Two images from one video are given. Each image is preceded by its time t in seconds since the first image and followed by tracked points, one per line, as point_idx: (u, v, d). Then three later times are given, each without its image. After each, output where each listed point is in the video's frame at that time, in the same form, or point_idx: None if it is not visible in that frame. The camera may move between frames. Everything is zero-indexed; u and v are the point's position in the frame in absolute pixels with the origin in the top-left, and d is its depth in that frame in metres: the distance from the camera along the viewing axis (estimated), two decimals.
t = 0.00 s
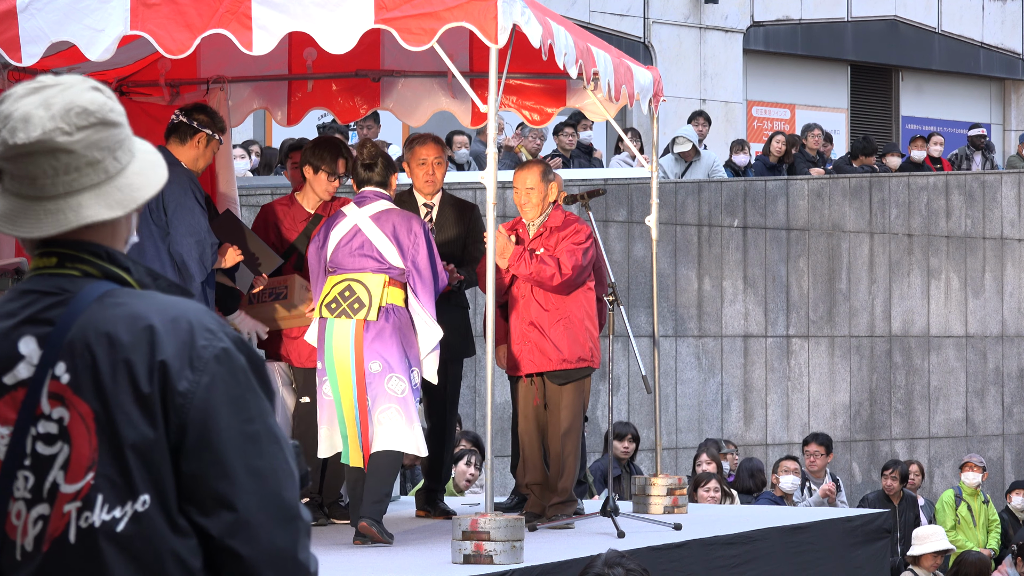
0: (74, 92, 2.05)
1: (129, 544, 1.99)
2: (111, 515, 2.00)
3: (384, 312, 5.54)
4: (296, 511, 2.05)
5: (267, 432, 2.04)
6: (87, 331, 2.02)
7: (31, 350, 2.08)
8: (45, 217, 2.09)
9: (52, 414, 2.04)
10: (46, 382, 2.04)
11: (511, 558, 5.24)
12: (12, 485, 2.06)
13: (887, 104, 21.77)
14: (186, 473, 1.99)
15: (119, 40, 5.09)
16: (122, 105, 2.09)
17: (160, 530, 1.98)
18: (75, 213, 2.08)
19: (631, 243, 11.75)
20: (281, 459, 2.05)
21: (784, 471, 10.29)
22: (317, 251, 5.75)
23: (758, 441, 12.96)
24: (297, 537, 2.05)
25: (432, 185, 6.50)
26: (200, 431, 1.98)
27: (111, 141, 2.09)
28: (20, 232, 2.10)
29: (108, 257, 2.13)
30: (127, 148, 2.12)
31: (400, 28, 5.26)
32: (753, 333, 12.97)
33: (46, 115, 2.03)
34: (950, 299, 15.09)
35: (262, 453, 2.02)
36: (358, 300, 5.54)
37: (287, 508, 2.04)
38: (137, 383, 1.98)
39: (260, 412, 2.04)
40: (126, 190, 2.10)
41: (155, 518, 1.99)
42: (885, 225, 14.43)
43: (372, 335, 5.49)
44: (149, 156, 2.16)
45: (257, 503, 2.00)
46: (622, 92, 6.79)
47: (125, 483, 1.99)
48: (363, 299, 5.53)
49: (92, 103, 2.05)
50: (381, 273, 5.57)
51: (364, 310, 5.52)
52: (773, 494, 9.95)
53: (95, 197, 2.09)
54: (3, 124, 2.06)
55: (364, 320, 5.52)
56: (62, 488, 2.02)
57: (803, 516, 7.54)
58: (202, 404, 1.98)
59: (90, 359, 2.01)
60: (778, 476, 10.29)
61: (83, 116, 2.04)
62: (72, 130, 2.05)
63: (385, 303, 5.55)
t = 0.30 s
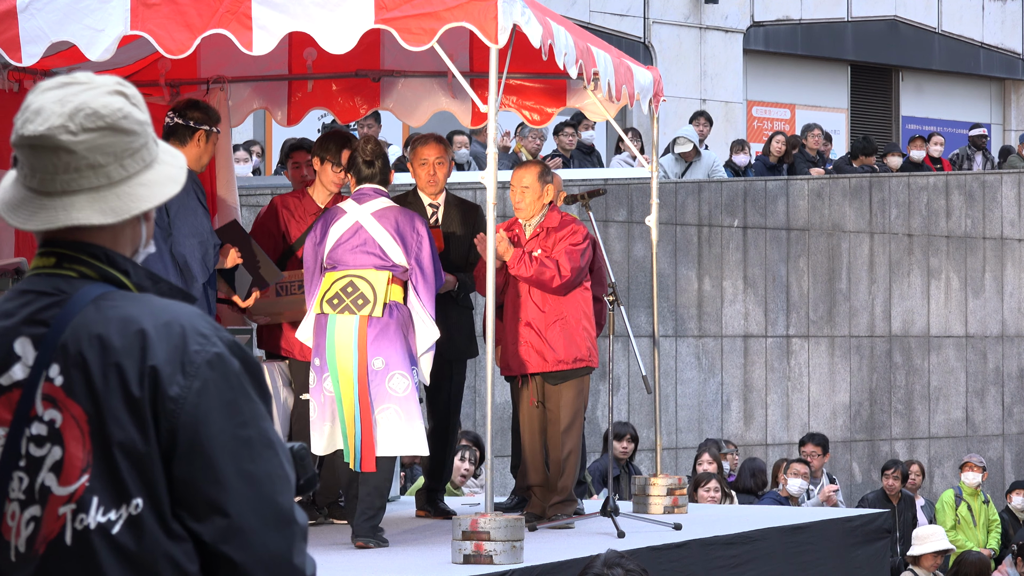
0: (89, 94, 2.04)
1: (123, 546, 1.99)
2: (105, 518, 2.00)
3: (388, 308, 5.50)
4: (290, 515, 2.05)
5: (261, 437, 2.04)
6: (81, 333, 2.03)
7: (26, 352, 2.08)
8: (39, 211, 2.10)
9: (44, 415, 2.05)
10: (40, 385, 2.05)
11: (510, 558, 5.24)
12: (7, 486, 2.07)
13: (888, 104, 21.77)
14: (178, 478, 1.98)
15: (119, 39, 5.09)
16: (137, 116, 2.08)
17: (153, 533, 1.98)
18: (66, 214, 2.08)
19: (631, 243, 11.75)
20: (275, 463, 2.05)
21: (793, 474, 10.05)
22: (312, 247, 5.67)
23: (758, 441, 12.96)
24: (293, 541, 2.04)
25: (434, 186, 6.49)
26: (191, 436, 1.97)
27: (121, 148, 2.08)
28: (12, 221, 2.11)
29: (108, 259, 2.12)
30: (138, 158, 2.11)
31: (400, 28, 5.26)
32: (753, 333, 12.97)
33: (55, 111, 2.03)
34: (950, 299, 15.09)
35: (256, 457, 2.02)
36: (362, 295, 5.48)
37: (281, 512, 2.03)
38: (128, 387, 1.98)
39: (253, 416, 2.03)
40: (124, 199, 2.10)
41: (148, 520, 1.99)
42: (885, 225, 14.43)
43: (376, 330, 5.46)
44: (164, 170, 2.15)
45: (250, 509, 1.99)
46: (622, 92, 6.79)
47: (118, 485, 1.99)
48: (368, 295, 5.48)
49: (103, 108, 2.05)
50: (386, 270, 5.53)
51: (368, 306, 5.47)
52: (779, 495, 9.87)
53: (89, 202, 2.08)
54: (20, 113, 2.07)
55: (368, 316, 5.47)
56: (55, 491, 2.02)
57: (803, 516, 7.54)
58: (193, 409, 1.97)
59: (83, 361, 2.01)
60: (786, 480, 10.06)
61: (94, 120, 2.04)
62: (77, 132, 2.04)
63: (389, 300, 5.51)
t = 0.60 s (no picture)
0: (95, 97, 2.04)
1: (123, 548, 1.98)
2: (107, 520, 1.99)
3: (379, 308, 5.49)
4: (293, 518, 2.04)
5: (264, 441, 2.03)
6: (86, 335, 2.03)
7: (31, 352, 2.09)
8: (46, 215, 2.09)
9: (47, 416, 2.05)
10: (43, 386, 2.05)
11: (511, 558, 5.24)
12: (9, 485, 2.07)
13: (888, 104, 21.77)
14: (180, 481, 1.98)
15: (119, 39, 5.08)
16: (143, 118, 2.08)
17: (153, 536, 1.97)
18: (72, 218, 2.08)
19: (631, 243, 11.75)
20: (278, 467, 2.04)
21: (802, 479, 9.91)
22: (301, 247, 5.61)
23: (758, 441, 12.96)
24: (294, 545, 2.04)
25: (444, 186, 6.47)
26: (194, 439, 1.97)
27: (128, 150, 2.08)
28: (19, 225, 2.11)
29: (115, 260, 2.11)
30: (145, 160, 2.11)
31: (399, 28, 5.26)
32: (753, 333, 12.98)
33: (62, 115, 2.03)
34: (950, 298, 15.09)
35: (259, 461, 2.01)
36: (353, 296, 5.46)
37: (282, 515, 2.02)
38: (131, 390, 1.98)
39: (256, 419, 2.03)
40: (131, 203, 2.09)
41: (149, 522, 1.98)
42: (885, 225, 14.43)
43: (369, 332, 5.45)
44: (169, 170, 2.15)
45: (252, 512, 1.99)
46: (622, 92, 6.79)
47: (121, 487, 1.99)
48: (360, 296, 5.46)
49: (109, 112, 2.05)
50: (376, 270, 5.51)
51: (360, 307, 5.45)
52: (783, 496, 9.83)
53: (96, 205, 2.08)
54: (25, 116, 2.07)
55: (360, 317, 5.45)
56: (57, 492, 2.02)
57: (803, 516, 7.54)
58: (196, 413, 1.97)
59: (87, 363, 2.01)
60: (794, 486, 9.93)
61: (100, 123, 2.04)
62: (83, 136, 2.04)
63: (381, 300, 5.51)
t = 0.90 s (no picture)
0: (95, 97, 2.04)
1: (122, 548, 1.98)
2: (107, 520, 1.99)
3: (342, 310, 5.43)
4: (293, 518, 2.04)
5: (264, 441, 2.03)
6: (86, 335, 2.03)
7: (31, 352, 2.09)
8: (47, 217, 2.09)
9: (47, 416, 2.05)
10: (42, 386, 2.05)
11: (510, 558, 5.24)
12: (9, 485, 2.07)
13: (887, 105, 21.78)
14: (180, 481, 1.98)
15: (119, 39, 5.08)
16: (142, 118, 2.08)
17: (153, 535, 1.97)
18: (73, 220, 2.08)
19: (631, 243, 11.75)
20: (278, 467, 2.04)
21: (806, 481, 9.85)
22: (271, 248, 5.58)
23: (758, 441, 12.96)
24: (294, 545, 2.04)
25: (437, 189, 6.49)
26: (194, 439, 1.97)
27: (129, 151, 2.08)
28: (19, 226, 2.11)
29: (115, 261, 2.12)
30: (144, 161, 2.11)
31: (400, 28, 5.26)
32: (753, 333, 12.98)
33: (61, 117, 2.03)
34: (950, 299, 15.09)
35: (259, 461, 2.01)
36: (315, 298, 5.40)
37: (283, 515, 2.03)
38: (131, 391, 1.98)
39: (256, 419, 2.03)
40: (133, 205, 2.09)
41: (148, 523, 1.98)
42: (885, 225, 14.43)
43: (332, 334, 5.39)
44: (170, 170, 2.16)
45: (252, 512, 1.99)
46: (622, 92, 6.79)
47: (119, 487, 1.99)
48: (321, 298, 5.40)
49: (109, 113, 2.04)
50: (339, 272, 5.44)
51: (321, 309, 5.39)
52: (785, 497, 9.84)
53: (96, 207, 2.08)
54: (24, 118, 2.06)
55: (322, 319, 5.39)
56: (56, 492, 2.02)
57: (804, 516, 7.54)
58: (195, 414, 1.97)
59: (87, 363, 2.01)
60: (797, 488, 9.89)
61: (101, 124, 2.04)
62: (83, 137, 2.04)
63: (344, 302, 5.43)
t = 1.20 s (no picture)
0: (93, 96, 2.04)
1: (123, 546, 1.98)
2: (107, 519, 1.99)
3: (290, 306, 5.38)
4: (293, 517, 2.04)
5: (265, 439, 2.03)
6: (86, 333, 2.03)
7: (31, 352, 2.09)
8: (45, 216, 2.09)
9: (47, 415, 2.05)
10: (43, 385, 2.05)
11: (510, 558, 5.24)
12: (9, 484, 2.07)
13: (887, 104, 21.79)
14: (181, 479, 1.98)
15: (119, 39, 5.08)
16: (141, 117, 2.08)
17: (153, 534, 1.97)
18: (71, 219, 2.08)
19: (631, 243, 11.75)
20: (279, 465, 2.04)
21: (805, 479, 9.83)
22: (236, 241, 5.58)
23: (758, 441, 12.96)
24: (294, 543, 2.04)
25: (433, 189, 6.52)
26: (193, 438, 1.97)
27: (128, 149, 2.09)
28: (17, 226, 2.11)
29: (114, 259, 2.12)
30: (143, 159, 2.11)
31: (400, 28, 5.26)
32: (753, 333, 12.98)
33: (59, 115, 2.03)
34: (950, 298, 15.09)
35: (259, 459, 2.01)
36: (266, 292, 5.38)
37: (284, 513, 2.02)
38: (130, 390, 1.98)
39: (257, 418, 2.03)
40: (131, 202, 2.09)
41: (149, 521, 1.98)
42: (885, 225, 14.43)
43: (276, 329, 5.33)
44: (169, 169, 2.16)
45: (252, 510, 1.99)
46: (622, 92, 6.79)
47: (119, 485, 1.99)
48: (271, 292, 5.37)
49: (107, 112, 2.05)
50: (290, 267, 5.41)
51: (270, 303, 5.37)
52: (785, 497, 9.84)
53: (94, 206, 2.08)
54: (23, 117, 2.07)
55: (270, 313, 5.36)
56: (57, 491, 2.02)
57: (804, 516, 7.54)
58: (195, 412, 1.97)
59: (86, 362, 2.01)
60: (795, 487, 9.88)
61: (99, 123, 2.04)
62: (81, 135, 2.04)
63: (293, 297, 5.39)
